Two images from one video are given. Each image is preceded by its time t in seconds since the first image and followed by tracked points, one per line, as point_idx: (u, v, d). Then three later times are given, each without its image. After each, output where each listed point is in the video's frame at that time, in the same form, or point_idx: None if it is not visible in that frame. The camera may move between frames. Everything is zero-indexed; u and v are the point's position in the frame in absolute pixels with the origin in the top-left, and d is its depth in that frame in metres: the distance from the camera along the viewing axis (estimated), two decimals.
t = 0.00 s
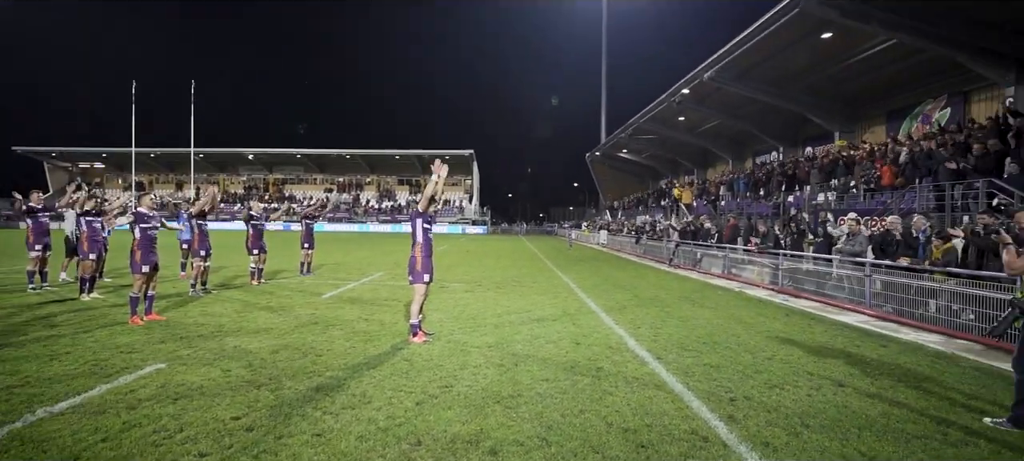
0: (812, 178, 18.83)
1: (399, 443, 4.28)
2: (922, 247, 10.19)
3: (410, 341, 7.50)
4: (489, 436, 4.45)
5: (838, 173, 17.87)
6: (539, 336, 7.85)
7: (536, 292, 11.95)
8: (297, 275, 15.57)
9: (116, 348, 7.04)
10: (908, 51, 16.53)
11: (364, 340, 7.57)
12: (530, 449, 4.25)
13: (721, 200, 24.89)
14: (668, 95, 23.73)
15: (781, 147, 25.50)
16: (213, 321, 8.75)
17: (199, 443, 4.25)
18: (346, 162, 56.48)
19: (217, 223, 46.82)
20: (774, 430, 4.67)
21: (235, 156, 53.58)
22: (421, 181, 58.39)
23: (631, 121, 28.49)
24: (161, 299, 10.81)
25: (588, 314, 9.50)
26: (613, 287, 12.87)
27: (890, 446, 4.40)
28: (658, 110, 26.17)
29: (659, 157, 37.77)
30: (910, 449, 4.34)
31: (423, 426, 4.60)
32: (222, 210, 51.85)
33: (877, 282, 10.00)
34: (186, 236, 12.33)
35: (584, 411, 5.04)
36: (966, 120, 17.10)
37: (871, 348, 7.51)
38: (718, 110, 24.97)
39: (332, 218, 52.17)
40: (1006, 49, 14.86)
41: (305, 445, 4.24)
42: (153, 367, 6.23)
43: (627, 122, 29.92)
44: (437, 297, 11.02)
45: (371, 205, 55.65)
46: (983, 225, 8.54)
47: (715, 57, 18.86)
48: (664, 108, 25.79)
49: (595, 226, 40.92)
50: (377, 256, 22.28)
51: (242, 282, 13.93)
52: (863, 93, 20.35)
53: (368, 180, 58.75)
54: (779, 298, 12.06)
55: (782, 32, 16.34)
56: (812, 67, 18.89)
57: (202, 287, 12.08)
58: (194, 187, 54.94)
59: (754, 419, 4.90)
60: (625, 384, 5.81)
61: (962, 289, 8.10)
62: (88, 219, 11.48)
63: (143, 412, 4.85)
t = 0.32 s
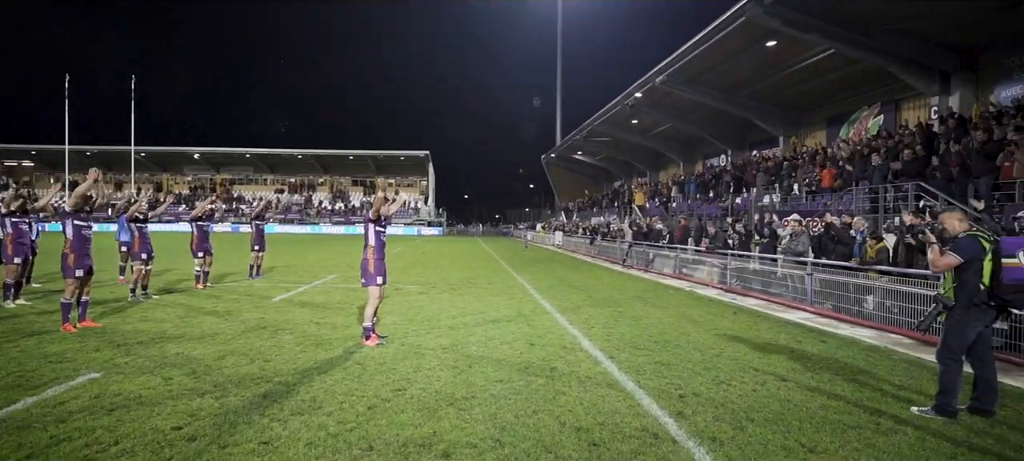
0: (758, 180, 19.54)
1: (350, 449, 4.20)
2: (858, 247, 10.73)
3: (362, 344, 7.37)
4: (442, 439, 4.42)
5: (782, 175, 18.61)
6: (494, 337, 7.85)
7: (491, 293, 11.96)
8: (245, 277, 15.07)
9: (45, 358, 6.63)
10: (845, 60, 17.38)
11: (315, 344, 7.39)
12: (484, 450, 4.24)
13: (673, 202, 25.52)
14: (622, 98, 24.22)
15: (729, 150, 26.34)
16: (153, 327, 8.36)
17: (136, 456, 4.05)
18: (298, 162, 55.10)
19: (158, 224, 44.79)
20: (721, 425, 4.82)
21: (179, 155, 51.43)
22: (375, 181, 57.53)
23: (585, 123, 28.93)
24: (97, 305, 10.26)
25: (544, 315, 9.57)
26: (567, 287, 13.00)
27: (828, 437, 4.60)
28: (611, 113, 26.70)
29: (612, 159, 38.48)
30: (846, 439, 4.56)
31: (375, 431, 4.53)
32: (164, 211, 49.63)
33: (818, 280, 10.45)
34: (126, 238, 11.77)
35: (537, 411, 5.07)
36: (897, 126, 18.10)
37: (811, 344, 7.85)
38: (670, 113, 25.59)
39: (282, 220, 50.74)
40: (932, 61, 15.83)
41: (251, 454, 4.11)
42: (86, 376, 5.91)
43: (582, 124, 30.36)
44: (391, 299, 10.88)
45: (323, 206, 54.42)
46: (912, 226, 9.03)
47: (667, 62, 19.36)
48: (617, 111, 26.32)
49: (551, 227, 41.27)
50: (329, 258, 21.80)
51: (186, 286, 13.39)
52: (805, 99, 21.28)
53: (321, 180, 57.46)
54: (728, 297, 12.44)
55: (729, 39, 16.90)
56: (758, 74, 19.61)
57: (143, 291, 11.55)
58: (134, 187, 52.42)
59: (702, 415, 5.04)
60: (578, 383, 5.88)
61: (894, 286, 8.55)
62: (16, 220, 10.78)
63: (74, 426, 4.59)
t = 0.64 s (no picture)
0: (712, 181, 20.11)
1: (302, 454, 4.12)
2: (806, 245, 11.17)
3: (316, 342, 7.27)
4: (398, 441, 4.37)
5: (734, 176, 19.22)
6: (452, 338, 7.81)
7: (450, 293, 11.91)
8: (194, 279, 14.53)
9: None
10: (793, 66, 18.07)
11: (266, 347, 7.20)
12: (440, 452, 4.21)
13: (630, 202, 25.97)
14: (580, 99, 24.56)
15: (684, 152, 26.97)
16: (93, 332, 7.97)
17: None
18: (251, 161, 53.52)
19: (100, 225, 42.69)
20: (674, 421, 4.93)
21: (123, 152, 49.18)
22: (332, 181, 56.42)
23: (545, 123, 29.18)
24: (31, 310, 9.71)
25: (502, 315, 9.59)
26: (527, 287, 13.06)
27: (775, 430, 4.77)
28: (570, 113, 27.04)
29: (571, 160, 38.94)
30: (792, 431, 4.74)
31: (329, 434, 4.45)
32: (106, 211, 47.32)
33: (767, 277, 10.82)
34: (63, 239, 11.16)
35: (494, 411, 5.08)
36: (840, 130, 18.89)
37: (761, 340, 8.12)
38: (627, 115, 26.01)
39: (235, 219, 49.14)
40: (872, 68, 16.58)
41: None
42: (18, 386, 5.58)
43: (542, 124, 30.62)
44: (347, 301, 10.70)
45: (278, 206, 53.01)
46: (854, 226, 9.44)
47: (624, 64, 19.73)
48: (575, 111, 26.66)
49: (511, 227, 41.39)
50: (283, 259, 21.26)
51: (130, 288, 12.81)
52: (755, 103, 22.01)
53: (275, 179, 55.99)
54: (683, 295, 12.74)
55: (684, 43, 17.34)
56: (711, 77, 20.17)
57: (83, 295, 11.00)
58: (73, 185, 49.80)
59: (656, 411, 5.15)
60: (536, 382, 5.92)
61: (839, 283, 8.92)
62: None
63: (4, 439, 4.33)
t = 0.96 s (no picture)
0: (671, 181, 20.52)
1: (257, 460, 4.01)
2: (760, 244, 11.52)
3: (275, 343, 7.12)
4: (357, 444, 4.31)
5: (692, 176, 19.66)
6: (414, 339, 7.74)
7: (412, 293, 11.81)
8: (145, 281, 14.00)
9: None
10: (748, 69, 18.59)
11: (221, 351, 6.98)
12: (401, 454, 4.17)
13: (592, 202, 26.28)
14: (543, 99, 24.71)
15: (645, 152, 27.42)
16: (32, 338, 7.57)
17: None
18: (206, 159, 51.83)
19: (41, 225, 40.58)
20: (633, 418, 5.01)
21: (68, 148, 46.90)
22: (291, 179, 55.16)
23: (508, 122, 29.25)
24: None
25: (464, 315, 9.56)
26: (490, 287, 13.05)
27: (730, 424, 4.91)
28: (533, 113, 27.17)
29: (534, 160, 39.14)
30: (746, 425, 4.88)
31: (286, 439, 4.35)
32: (49, 210, 45.03)
33: (724, 276, 11.11)
34: None
35: (456, 411, 5.06)
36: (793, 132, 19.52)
37: (717, 337, 8.32)
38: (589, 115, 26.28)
39: (188, 219, 47.48)
40: (822, 73, 17.23)
41: None
42: None
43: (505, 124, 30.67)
44: (306, 302, 10.48)
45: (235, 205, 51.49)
46: (805, 225, 9.77)
47: (587, 65, 19.94)
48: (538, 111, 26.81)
49: (474, 226, 41.31)
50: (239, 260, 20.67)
51: (74, 292, 12.20)
52: (713, 106, 22.57)
53: (231, 178, 54.39)
54: (644, 294, 12.97)
55: (645, 46, 17.63)
56: (671, 79, 20.57)
57: (20, 299, 10.38)
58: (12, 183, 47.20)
59: (616, 409, 5.22)
60: (497, 382, 5.92)
61: (790, 281, 9.23)
62: None
63: None
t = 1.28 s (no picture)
0: (638, 181, 20.80)
1: None
2: (723, 243, 11.77)
3: (234, 349, 6.92)
4: (320, 448, 4.23)
5: (658, 177, 19.98)
6: (380, 340, 7.66)
7: (378, 294, 11.68)
8: (100, 283, 13.49)
9: None
10: (713, 72, 18.98)
11: (179, 354, 6.77)
12: (365, 456, 4.12)
13: (560, 202, 26.45)
14: (512, 99, 24.74)
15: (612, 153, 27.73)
16: None
17: None
18: (165, 157, 50.24)
19: None
20: (599, 416, 5.05)
21: (15, 145, 44.79)
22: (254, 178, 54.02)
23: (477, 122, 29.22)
24: None
25: (431, 315, 9.50)
26: (458, 287, 13.01)
27: (693, 420, 4.99)
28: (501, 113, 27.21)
29: (502, 160, 39.18)
30: (708, 421, 4.97)
31: (246, 444, 4.25)
32: None
33: (688, 275, 11.31)
34: None
35: (421, 412, 5.02)
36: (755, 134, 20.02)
37: (682, 334, 8.47)
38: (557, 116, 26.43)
39: (146, 219, 45.92)
40: (782, 77, 17.71)
41: None
42: None
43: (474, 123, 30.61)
44: (269, 304, 10.25)
45: (195, 204, 50.05)
46: (766, 225, 10.02)
47: (554, 66, 20.06)
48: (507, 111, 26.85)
49: (442, 226, 41.11)
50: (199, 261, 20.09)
51: (21, 295, 11.66)
52: (678, 107, 22.97)
53: (192, 176, 52.87)
54: (610, 292, 13.11)
55: (611, 47, 17.83)
56: (638, 81, 20.86)
57: None
58: None
59: (582, 407, 5.26)
60: (464, 383, 5.90)
61: (752, 279, 9.46)
62: None
63: None
